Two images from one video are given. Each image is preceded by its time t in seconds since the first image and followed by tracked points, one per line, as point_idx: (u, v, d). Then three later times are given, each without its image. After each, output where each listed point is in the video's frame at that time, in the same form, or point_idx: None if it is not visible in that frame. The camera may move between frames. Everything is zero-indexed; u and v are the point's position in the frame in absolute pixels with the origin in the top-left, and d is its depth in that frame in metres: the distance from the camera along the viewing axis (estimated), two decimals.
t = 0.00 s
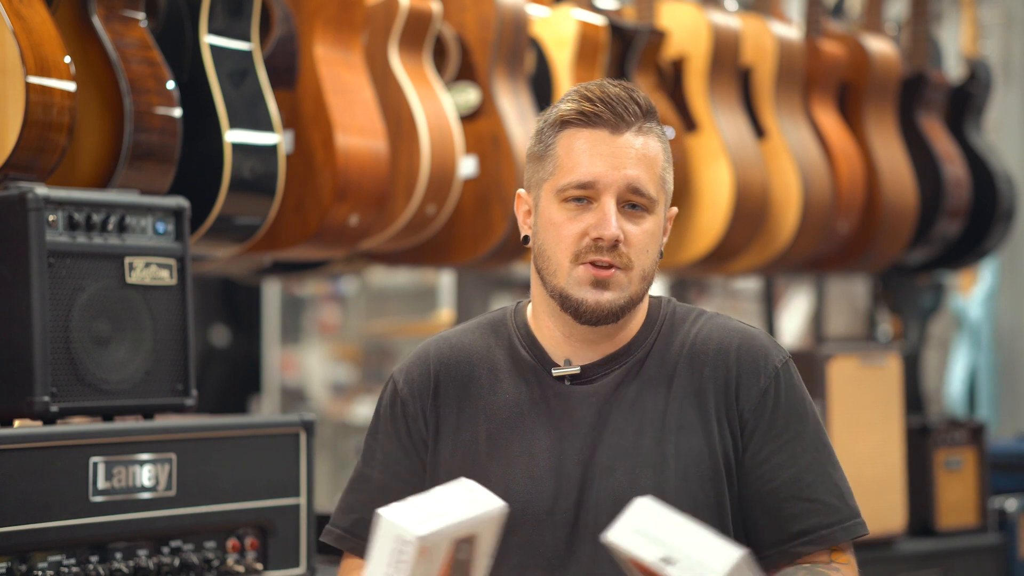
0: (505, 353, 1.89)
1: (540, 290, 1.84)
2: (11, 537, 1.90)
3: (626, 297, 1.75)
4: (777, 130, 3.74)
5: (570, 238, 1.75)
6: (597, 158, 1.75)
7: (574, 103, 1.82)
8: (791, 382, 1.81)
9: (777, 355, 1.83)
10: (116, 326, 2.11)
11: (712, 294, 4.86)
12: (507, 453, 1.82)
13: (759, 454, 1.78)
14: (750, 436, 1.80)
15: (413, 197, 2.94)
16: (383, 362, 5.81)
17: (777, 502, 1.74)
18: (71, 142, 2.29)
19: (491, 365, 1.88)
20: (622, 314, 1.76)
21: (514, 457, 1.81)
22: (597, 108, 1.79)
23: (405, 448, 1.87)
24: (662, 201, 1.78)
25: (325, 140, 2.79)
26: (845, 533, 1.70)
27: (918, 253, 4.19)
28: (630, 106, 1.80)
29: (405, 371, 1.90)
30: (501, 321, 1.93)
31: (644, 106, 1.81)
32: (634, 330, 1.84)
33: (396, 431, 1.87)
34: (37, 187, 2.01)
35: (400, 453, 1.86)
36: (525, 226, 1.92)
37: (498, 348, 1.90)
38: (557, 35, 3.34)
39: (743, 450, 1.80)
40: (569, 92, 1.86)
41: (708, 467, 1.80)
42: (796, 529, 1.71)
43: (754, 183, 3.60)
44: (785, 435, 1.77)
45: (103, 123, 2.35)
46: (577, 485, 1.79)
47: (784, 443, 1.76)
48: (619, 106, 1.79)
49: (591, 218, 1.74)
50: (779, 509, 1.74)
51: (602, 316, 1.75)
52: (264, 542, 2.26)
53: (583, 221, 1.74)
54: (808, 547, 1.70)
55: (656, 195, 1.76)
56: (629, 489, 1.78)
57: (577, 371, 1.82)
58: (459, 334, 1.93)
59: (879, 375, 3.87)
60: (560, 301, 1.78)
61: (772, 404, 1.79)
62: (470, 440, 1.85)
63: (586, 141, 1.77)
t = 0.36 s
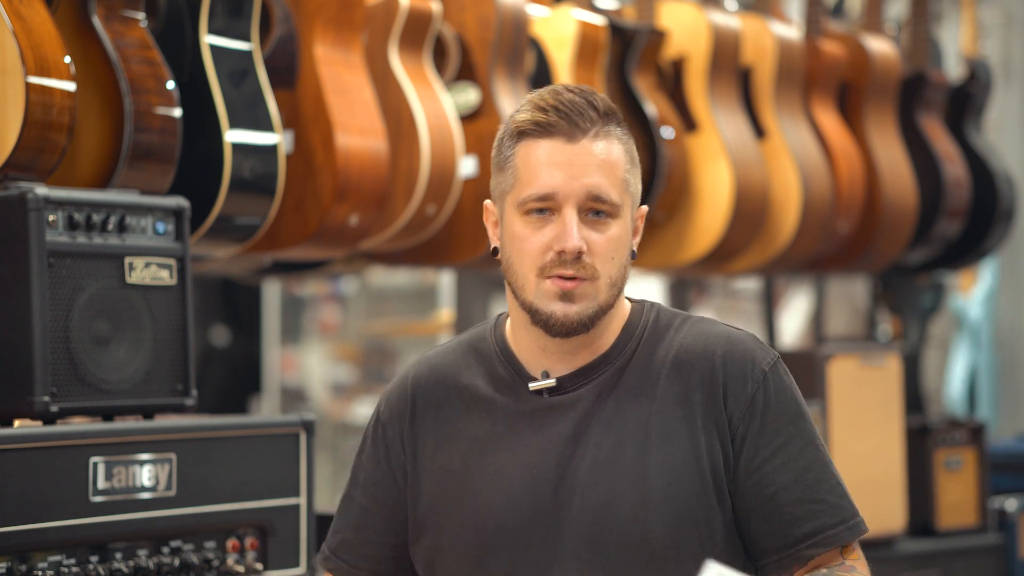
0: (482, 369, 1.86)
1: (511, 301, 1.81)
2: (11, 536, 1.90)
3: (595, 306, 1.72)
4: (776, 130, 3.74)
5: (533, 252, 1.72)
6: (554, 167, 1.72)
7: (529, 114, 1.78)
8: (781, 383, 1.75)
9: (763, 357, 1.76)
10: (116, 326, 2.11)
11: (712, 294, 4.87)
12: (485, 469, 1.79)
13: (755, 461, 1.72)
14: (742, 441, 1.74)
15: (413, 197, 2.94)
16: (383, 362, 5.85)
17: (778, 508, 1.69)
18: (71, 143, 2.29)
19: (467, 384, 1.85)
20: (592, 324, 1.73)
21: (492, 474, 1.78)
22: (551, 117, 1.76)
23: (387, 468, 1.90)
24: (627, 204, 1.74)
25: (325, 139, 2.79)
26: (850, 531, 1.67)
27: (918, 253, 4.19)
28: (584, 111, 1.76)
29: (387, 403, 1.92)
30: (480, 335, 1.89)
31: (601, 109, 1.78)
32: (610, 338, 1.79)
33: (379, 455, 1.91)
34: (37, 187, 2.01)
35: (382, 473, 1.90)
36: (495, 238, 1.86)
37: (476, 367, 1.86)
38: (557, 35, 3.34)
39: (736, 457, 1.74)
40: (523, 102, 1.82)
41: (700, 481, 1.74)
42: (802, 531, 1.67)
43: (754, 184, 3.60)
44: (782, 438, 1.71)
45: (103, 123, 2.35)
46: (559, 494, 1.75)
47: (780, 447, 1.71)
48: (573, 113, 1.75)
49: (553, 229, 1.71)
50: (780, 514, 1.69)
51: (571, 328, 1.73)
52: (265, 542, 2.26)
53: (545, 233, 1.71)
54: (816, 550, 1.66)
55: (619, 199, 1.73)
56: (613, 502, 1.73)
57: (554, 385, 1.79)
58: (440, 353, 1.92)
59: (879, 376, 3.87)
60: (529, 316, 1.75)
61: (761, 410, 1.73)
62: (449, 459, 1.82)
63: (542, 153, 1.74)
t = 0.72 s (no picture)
0: (477, 377, 1.86)
1: (500, 313, 1.80)
2: (11, 536, 1.90)
3: (583, 320, 1.72)
4: (776, 130, 3.74)
5: (516, 268, 1.72)
6: (533, 183, 1.72)
7: (506, 131, 1.77)
8: (783, 396, 1.76)
9: (763, 370, 1.78)
10: (116, 326, 2.11)
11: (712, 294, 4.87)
12: (481, 475, 1.78)
13: (760, 473, 1.72)
14: (743, 454, 1.74)
15: (413, 197, 2.94)
16: (383, 362, 5.85)
17: (784, 520, 1.70)
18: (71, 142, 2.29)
19: (461, 393, 1.85)
20: (582, 337, 1.74)
21: (488, 480, 1.78)
22: (528, 134, 1.75)
23: (380, 478, 1.90)
24: (610, 215, 1.74)
25: (325, 139, 2.79)
26: (854, 544, 1.69)
27: (918, 253, 4.19)
28: (560, 126, 1.75)
29: (382, 415, 1.92)
30: (474, 345, 1.90)
31: (579, 122, 1.77)
32: (600, 345, 1.80)
33: (373, 467, 1.91)
34: (37, 187, 2.01)
35: (376, 484, 1.90)
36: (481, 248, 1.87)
37: (471, 376, 1.86)
38: (557, 35, 3.34)
39: (739, 468, 1.74)
40: (500, 118, 1.81)
41: (700, 490, 1.74)
42: (808, 544, 1.69)
43: (755, 184, 3.60)
44: (784, 453, 1.72)
45: (103, 123, 2.35)
46: (554, 504, 1.74)
47: (782, 462, 1.72)
48: (550, 128, 1.74)
49: (535, 245, 1.71)
50: (786, 527, 1.70)
51: (560, 342, 1.73)
52: (264, 542, 2.26)
53: (528, 249, 1.71)
54: (822, 563, 1.69)
55: (602, 211, 1.72)
56: (613, 509, 1.73)
57: (547, 391, 1.78)
58: (435, 362, 1.92)
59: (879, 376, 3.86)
60: (518, 330, 1.75)
61: (764, 423, 1.74)
62: (445, 466, 1.82)
63: (520, 169, 1.73)
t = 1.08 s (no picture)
0: (495, 355, 1.87)
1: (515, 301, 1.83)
2: (11, 537, 1.90)
3: (591, 309, 1.75)
4: (777, 130, 3.74)
5: (523, 257, 1.74)
6: (541, 174, 1.73)
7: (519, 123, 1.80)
8: (797, 391, 1.79)
9: (780, 364, 1.80)
10: (116, 326, 2.11)
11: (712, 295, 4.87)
12: (498, 447, 1.80)
13: (763, 459, 1.75)
14: (755, 439, 1.77)
15: (413, 197, 2.94)
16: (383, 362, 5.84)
17: (779, 506, 1.72)
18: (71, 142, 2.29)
19: (481, 366, 1.87)
20: (591, 328, 1.76)
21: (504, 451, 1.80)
22: (538, 126, 1.77)
23: (389, 447, 1.88)
24: (621, 205, 1.75)
25: (325, 139, 2.79)
26: (852, 535, 1.68)
27: (918, 253, 4.19)
28: (570, 119, 1.76)
29: (393, 389, 1.91)
30: (493, 328, 1.92)
31: (589, 114, 1.78)
32: (614, 336, 1.81)
33: (384, 441, 1.89)
34: (37, 187, 2.01)
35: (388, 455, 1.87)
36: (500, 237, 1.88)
37: (492, 354, 1.87)
38: (557, 35, 3.34)
39: (746, 451, 1.78)
40: (514, 111, 1.83)
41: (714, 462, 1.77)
42: (806, 530, 1.69)
43: (754, 184, 3.60)
44: (793, 442, 1.75)
45: (103, 123, 2.35)
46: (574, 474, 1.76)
47: (790, 452, 1.74)
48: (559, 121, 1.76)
49: (543, 233, 1.73)
50: (781, 513, 1.71)
51: (570, 333, 1.75)
52: (264, 542, 2.26)
53: (536, 237, 1.73)
54: (816, 549, 1.68)
55: (611, 201, 1.73)
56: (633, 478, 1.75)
57: (567, 364, 1.79)
58: (453, 343, 1.93)
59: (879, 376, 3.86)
60: (529, 317, 1.78)
61: (775, 411, 1.77)
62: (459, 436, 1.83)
63: (529, 161, 1.75)
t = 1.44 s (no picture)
0: (495, 360, 1.85)
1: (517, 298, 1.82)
2: (11, 537, 1.90)
3: (597, 308, 1.73)
4: (776, 130, 3.74)
5: (530, 255, 1.73)
6: (551, 174, 1.72)
7: (527, 123, 1.79)
8: (800, 396, 1.77)
9: (784, 368, 1.78)
10: (116, 326, 2.11)
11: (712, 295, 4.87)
12: (498, 451, 1.78)
13: (768, 464, 1.74)
14: (760, 444, 1.75)
15: (413, 197, 2.94)
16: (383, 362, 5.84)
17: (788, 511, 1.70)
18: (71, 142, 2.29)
19: (483, 374, 1.84)
20: (594, 324, 1.74)
21: (505, 455, 1.77)
22: (548, 126, 1.76)
23: (392, 455, 1.87)
24: (628, 207, 1.75)
25: (325, 139, 2.79)
26: (859, 539, 1.67)
27: (918, 253, 4.19)
28: (580, 119, 1.76)
29: (395, 393, 1.89)
30: (493, 332, 1.89)
31: (597, 116, 1.78)
32: (620, 334, 1.80)
33: (386, 447, 1.87)
34: (37, 187, 2.01)
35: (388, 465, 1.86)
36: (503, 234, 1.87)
37: (493, 359, 1.85)
38: (557, 35, 3.34)
39: (754, 454, 1.76)
40: (522, 110, 1.82)
41: (720, 468, 1.74)
42: (813, 534, 1.68)
43: (755, 184, 3.60)
44: (796, 447, 1.73)
45: (103, 123, 2.35)
46: (572, 483, 1.73)
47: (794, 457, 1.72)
48: (568, 121, 1.76)
49: (551, 233, 1.71)
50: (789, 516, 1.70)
51: (574, 330, 1.74)
52: (264, 542, 2.26)
53: (544, 236, 1.72)
54: (825, 553, 1.67)
55: (619, 202, 1.73)
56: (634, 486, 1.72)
57: (568, 368, 1.78)
58: (454, 348, 1.91)
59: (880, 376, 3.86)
60: (532, 315, 1.77)
61: (781, 415, 1.75)
62: (461, 442, 1.81)
63: (539, 161, 1.74)
